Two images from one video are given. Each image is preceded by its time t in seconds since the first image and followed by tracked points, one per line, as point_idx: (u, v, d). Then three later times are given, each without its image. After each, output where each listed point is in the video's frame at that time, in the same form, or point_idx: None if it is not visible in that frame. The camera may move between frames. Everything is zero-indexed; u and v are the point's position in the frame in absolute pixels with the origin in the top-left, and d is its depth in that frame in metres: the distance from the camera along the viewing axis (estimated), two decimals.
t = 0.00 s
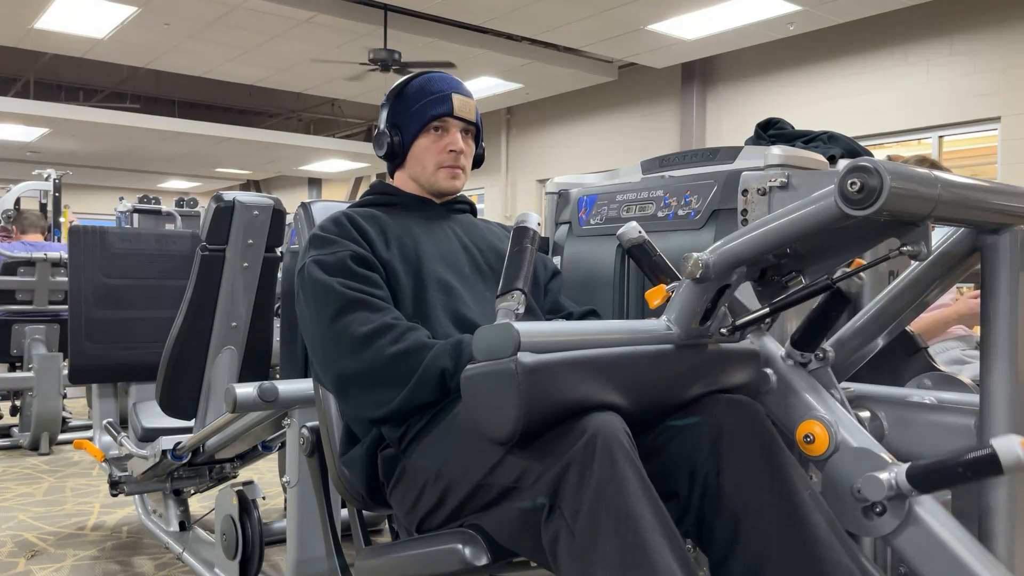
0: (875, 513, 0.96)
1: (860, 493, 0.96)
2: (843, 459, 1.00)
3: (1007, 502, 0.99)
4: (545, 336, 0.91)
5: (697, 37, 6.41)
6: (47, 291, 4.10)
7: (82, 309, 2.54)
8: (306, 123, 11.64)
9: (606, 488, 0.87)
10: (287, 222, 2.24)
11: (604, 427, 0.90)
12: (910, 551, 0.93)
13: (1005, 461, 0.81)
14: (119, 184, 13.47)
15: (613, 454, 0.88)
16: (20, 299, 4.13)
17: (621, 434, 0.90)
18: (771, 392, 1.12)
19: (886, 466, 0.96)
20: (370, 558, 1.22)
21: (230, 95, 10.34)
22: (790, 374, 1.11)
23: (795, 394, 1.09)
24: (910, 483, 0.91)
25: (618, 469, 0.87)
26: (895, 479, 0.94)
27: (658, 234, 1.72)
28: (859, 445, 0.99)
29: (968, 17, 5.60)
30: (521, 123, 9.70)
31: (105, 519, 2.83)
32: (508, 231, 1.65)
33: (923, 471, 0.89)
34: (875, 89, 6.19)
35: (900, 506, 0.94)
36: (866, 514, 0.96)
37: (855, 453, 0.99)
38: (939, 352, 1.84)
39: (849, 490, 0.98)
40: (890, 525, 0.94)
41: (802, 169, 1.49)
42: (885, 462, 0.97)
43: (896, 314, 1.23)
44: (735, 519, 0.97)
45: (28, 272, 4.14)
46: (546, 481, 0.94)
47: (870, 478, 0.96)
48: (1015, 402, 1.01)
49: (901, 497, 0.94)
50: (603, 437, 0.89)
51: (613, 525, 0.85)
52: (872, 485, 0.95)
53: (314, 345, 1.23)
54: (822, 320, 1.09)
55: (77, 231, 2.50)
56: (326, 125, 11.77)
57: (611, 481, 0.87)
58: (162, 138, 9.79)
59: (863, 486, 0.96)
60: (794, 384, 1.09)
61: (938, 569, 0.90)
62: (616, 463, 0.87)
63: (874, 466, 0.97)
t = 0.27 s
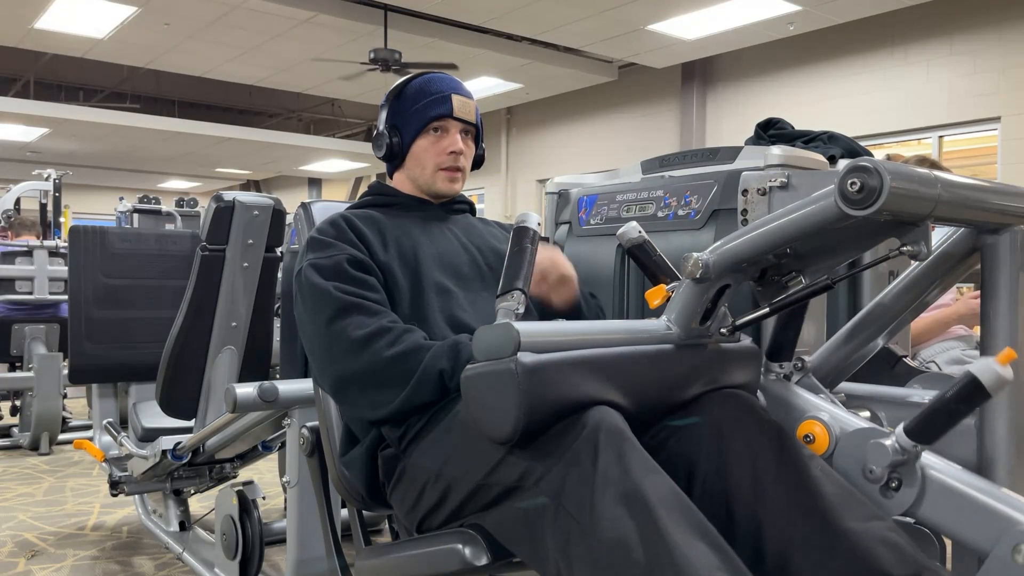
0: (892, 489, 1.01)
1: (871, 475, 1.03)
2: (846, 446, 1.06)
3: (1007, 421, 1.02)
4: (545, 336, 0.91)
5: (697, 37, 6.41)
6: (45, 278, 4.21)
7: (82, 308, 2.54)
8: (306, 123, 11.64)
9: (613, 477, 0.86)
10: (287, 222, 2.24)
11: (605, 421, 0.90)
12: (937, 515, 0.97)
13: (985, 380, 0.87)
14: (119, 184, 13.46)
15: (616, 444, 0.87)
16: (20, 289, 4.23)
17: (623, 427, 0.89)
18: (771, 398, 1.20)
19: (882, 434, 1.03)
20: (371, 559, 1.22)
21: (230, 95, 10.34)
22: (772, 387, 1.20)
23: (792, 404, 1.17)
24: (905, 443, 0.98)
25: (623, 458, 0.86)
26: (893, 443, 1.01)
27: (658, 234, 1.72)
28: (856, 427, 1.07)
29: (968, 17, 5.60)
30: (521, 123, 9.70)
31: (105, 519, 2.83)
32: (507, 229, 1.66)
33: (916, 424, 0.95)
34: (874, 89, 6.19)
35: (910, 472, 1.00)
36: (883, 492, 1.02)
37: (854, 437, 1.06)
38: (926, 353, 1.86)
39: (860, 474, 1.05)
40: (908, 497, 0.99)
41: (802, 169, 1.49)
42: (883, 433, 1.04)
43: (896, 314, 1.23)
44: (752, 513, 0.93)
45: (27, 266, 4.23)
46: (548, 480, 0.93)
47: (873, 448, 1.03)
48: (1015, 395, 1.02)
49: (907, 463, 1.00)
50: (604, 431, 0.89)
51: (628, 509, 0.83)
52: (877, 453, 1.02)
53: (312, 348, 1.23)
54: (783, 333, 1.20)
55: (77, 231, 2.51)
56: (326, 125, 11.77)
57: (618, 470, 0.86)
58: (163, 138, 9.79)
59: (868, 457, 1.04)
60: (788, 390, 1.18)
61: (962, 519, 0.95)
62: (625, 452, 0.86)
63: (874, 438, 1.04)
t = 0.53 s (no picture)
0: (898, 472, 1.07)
1: (875, 462, 1.08)
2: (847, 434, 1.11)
3: (1007, 391, 1.02)
4: (544, 336, 0.91)
5: (697, 37, 6.41)
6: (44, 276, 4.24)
7: (82, 308, 2.54)
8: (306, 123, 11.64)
9: (619, 470, 0.85)
10: (287, 221, 2.24)
11: (605, 415, 0.90)
12: (942, 491, 1.03)
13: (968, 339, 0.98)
14: (119, 184, 13.46)
15: (619, 438, 0.87)
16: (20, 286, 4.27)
17: (623, 424, 0.89)
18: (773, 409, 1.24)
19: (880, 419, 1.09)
20: (371, 559, 1.22)
21: (230, 95, 10.34)
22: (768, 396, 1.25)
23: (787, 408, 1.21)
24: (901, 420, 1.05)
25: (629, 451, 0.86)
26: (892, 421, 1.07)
27: (658, 234, 1.72)
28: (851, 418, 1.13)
29: (968, 18, 5.60)
30: (521, 123, 9.70)
31: (105, 519, 2.83)
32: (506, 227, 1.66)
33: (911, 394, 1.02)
34: (875, 89, 6.19)
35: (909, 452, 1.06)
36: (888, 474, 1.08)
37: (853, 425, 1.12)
38: (917, 359, 1.89)
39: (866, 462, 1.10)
40: (914, 478, 1.05)
41: (802, 169, 1.49)
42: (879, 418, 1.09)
43: (895, 314, 1.24)
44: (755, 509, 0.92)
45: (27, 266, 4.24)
46: (549, 478, 0.93)
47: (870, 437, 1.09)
48: (1014, 392, 1.02)
49: (906, 443, 1.06)
50: (604, 427, 0.89)
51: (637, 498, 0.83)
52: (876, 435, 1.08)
53: (311, 352, 1.23)
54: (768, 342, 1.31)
55: (77, 231, 2.50)
56: (326, 125, 11.77)
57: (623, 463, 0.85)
58: (162, 139, 9.79)
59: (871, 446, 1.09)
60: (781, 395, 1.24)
61: (968, 489, 1.00)
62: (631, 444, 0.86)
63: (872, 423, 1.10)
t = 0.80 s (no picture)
0: (886, 500, 1.01)
1: (868, 485, 1.03)
2: (846, 452, 1.07)
3: (1007, 456, 0.98)
4: (544, 336, 0.91)
5: (697, 37, 6.41)
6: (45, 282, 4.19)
7: (81, 308, 2.54)
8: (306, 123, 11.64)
9: (608, 472, 0.85)
10: (287, 221, 2.24)
11: (603, 417, 0.89)
12: (928, 530, 0.97)
13: (997, 413, 0.89)
14: (119, 184, 13.46)
15: (614, 440, 0.87)
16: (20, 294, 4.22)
17: (623, 426, 0.89)
18: (773, 399, 1.20)
19: (884, 450, 1.03)
20: (370, 559, 1.22)
21: (230, 95, 10.34)
22: (776, 382, 1.20)
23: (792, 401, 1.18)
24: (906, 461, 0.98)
25: (621, 458, 0.85)
26: (893, 457, 1.01)
27: (658, 234, 1.72)
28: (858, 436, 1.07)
29: (968, 18, 5.60)
30: (521, 123, 9.70)
31: (105, 519, 2.83)
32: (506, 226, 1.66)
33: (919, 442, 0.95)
34: (874, 89, 6.19)
35: (907, 488, 1.00)
36: (875, 500, 1.02)
37: (855, 445, 1.07)
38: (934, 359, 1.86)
39: (858, 483, 1.05)
40: (903, 509, 0.99)
41: (802, 169, 1.50)
42: (885, 449, 1.03)
43: (895, 314, 1.24)
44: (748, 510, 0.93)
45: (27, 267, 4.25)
46: (547, 478, 0.93)
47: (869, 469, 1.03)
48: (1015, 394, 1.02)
49: (906, 479, 1.00)
50: (603, 427, 0.88)
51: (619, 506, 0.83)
52: (875, 470, 1.02)
53: (311, 351, 1.23)
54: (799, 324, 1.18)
55: (77, 231, 2.50)
56: (326, 125, 11.77)
57: (613, 468, 0.85)
58: (162, 139, 9.79)
59: (869, 479, 1.03)
60: (789, 388, 1.19)
61: (953, 542, 0.93)
62: (618, 452, 0.86)
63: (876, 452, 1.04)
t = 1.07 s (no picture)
0: (847, 532, 0.96)
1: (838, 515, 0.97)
2: (839, 470, 0.99)
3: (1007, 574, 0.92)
4: (545, 335, 0.91)
5: (697, 37, 6.41)
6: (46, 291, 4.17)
7: (81, 309, 2.54)
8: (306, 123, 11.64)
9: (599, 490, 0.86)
10: (287, 222, 2.24)
11: (602, 427, 0.89)
12: None
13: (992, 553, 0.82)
14: (119, 184, 13.46)
15: (606, 457, 0.87)
16: (20, 301, 4.21)
17: (620, 438, 0.89)
18: (789, 376, 1.08)
19: (872, 502, 0.95)
20: (370, 558, 1.22)
21: (230, 95, 10.34)
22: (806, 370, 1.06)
23: (804, 389, 1.06)
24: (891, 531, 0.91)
25: (606, 480, 0.87)
26: (877, 517, 0.93)
27: (658, 234, 1.72)
28: (856, 466, 0.99)
29: (968, 17, 5.60)
30: (521, 123, 9.70)
31: (105, 519, 2.83)
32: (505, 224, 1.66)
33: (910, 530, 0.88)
34: (874, 89, 6.19)
35: (875, 540, 0.94)
36: (838, 528, 0.98)
37: (849, 471, 0.98)
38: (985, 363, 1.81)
39: (826, 504, 0.99)
40: (868, 550, 0.94)
41: (802, 169, 1.50)
42: (875, 501, 0.95)
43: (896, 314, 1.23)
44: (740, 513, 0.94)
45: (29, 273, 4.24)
46: (544, 480, 0.93)
47: (848, 511, 0.95)
48: (1016, 396, 1.01)
49: (879, 535, 0.93)
50: (600, 441, 0.88)
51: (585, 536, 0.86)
52: (851, 518, 0.95)
53: (312, 350, 1.23)
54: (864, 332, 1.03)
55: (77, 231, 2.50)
56: (326, 125, 11.77)
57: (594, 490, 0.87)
58: (163, 139, 9.79)
59: (842, 519, 0.96)
60: (814, 377, 1.05)
61: None
62: (602, 477, 0.87)
63: (862, 495, 0.97)
